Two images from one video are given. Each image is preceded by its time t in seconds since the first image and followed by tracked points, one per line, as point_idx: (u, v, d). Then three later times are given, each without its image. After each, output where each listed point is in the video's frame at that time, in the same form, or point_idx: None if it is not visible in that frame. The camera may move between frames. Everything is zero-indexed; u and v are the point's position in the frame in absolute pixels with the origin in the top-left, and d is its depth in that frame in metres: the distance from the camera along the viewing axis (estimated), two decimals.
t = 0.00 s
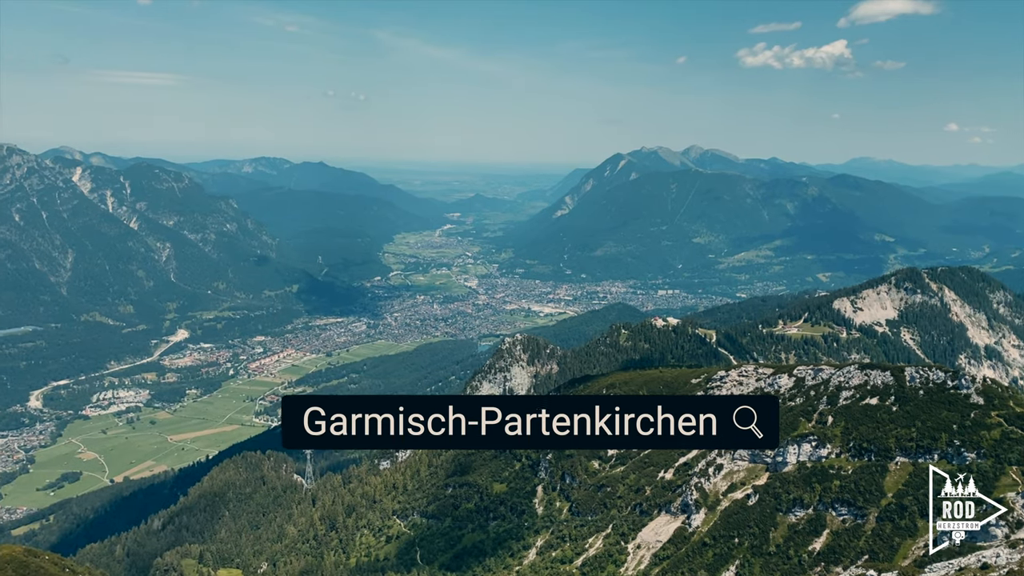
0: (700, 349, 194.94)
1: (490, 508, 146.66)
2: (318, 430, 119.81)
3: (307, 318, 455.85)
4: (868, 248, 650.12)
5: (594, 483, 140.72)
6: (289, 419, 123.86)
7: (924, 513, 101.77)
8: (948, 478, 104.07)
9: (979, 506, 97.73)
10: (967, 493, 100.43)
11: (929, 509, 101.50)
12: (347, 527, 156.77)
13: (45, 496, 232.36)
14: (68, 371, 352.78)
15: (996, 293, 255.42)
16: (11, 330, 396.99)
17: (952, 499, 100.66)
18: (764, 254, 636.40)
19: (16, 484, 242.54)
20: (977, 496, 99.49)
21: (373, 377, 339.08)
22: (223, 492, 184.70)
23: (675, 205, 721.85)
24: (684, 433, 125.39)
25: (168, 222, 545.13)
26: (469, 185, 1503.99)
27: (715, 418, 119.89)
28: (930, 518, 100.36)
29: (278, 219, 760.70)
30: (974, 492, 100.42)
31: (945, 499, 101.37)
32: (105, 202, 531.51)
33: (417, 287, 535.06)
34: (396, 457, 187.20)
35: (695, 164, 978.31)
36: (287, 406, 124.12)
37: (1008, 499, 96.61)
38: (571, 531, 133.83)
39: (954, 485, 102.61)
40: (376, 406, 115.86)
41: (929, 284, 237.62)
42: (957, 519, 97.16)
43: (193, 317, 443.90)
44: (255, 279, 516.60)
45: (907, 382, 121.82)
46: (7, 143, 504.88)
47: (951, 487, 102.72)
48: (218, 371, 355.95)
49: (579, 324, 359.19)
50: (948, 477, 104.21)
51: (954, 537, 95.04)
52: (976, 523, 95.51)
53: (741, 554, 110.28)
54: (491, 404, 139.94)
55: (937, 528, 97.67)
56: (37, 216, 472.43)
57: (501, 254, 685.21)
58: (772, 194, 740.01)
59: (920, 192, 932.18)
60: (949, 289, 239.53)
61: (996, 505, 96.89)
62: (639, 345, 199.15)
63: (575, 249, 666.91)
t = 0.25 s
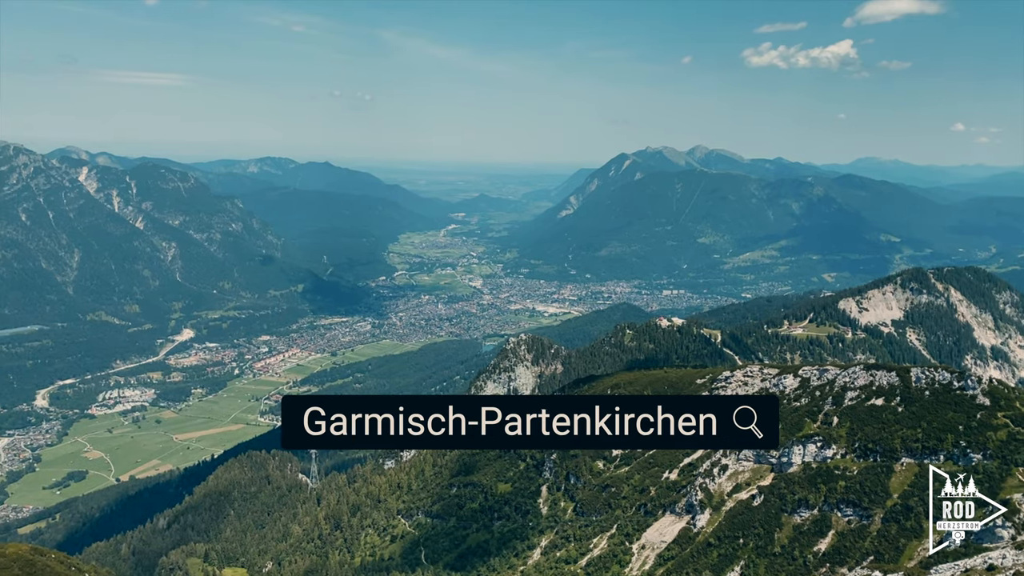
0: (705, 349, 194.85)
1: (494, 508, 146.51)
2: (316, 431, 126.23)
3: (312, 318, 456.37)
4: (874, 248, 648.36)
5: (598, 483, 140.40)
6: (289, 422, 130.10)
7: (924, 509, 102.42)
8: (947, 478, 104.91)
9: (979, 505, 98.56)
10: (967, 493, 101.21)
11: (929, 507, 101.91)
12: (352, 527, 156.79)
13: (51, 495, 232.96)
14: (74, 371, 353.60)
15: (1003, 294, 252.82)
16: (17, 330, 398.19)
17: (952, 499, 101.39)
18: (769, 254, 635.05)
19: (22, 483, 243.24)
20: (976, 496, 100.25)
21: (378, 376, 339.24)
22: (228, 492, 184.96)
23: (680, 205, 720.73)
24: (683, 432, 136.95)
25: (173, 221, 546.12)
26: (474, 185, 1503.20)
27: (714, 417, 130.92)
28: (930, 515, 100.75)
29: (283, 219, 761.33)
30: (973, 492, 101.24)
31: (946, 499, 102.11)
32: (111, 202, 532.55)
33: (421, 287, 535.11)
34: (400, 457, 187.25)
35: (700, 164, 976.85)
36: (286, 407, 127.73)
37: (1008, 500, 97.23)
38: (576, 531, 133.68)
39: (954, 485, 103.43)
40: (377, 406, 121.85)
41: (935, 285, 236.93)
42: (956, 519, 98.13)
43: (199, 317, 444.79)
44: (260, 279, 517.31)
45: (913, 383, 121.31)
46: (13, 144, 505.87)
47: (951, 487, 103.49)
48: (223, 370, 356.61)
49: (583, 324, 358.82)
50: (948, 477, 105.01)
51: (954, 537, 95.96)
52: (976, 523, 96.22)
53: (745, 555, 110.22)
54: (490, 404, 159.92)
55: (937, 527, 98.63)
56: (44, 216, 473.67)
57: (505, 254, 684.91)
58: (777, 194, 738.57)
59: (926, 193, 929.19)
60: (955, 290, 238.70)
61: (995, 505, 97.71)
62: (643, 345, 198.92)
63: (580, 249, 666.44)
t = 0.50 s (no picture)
0: (718, 351, 194.30)
1: (505, 508, 146.55)
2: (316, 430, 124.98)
3: (325, 317, 457.72)
4: (889, 249, 643.99)
5: (610, 484, 140.07)
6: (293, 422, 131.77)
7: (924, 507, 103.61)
8: (947, 478, 106.03)
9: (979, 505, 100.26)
10: (967, 493, 102.45)
11: (928, 504, 103.05)
12: (364, 526, 157.28)
13: (66, 492, 235.04)
14: (90, 369, 356.43)
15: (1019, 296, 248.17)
16: (34, 329, 402.00)
17: (952, 499, 102.92)
18: (782, 255, 632.11)
19: (38, 480, 245.32)
20: (977, 496, 101.56)
21: (390, 376, 340.04)
22: (241, 489, 185.85)
23: (693, 205, 718.59)
24: (684, 432, 134.72)
25: (188, 221, 549.42)
26: (487, 185, 1506.69)
27: (714, 417, 127.75)
28: (929, 516, 101.94)
29: (296, 219, 764.41)
30: (974, 492, 102.43)
31: (946, 499, 103.34)
32: (126, 202, 536.19)
33: (433, 287, 536.15)
34: (412, 456, 187.57)
35: (714, 165, 973.54)
36: (287, 407, 130.63)
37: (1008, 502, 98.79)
38: (587, 532, 133.57)
39: (954, 485, 104.63)
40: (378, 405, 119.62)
41: (950, 287, 235.12)
42: (955, 519, 99.94)
43: (213, 316, 447.24)
44: (274, 279, 519.40)
45: (927, 385, 120.36)
46: (30, 144, 510.14)
47: (950, 487, 104.74)
48: (237, 369, 358.54)
49: (595, 324, 358.40)
50: (948, 477, 106.24)
51: (954, 537, 98.30)
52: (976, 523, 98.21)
53: (757, 557, 109.67)
54: (488, 402, 157.90)
55: (936, 525, 100.57)
56: (60, 216, 477.87)
57: (518, 254, 684.83)
58: (791, 195, 735.04)
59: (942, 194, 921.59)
60: (971, 292, 236.69)
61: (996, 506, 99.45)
62: (656, 346, 198.36)
63: (593, 249, 665.75)
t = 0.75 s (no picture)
0: (740, 353, 192.93)
1: (525, 508, 146.19)
2: (317, 430, 128.12)
3: (346, 317, 459.60)
4: (915, 251, 636.18)
5: (630, 486, 139.29)
6: (285, 423, 129.68)
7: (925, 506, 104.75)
8: (947, 478, 106.96)
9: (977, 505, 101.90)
10: (967, 493, 103.87)
11: (928, 505, 104.24)
12: (384, 524, 157.61)
13: (91, 488, 237.75)
14: (115, 366, 360.56)
15: None
16: (61, 327, 407.54)
17: (951, 499, 104.16)
18: (806, 257, 626.60)
19: (64, 476, 248.40)
20: (978, 497, 102.95)
21: (410, 376, 340.98)
22: (263, 487, 186.72)
23: (715, 206, 714.11)
24: (683, 432, 135.29)
25: (212, 221, 554.22)
26: (508, 186, 1507.79)
27: (714, 417, 126.90)
28: (927, 514, 103.24)
29: (318, 219, 768.15)
30: (974, 492, 103.87)
31: (945, 499, 104.42)
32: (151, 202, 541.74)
33: (454, 287, 536.97)
34: (432, 456, 187.86)
35: (737, 165, 966.97)
36: (284, 407, 129.73)
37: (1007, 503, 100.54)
38: (607, 534, 132.95)
39: (953, 485, 105.63)
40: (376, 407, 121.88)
41: (978, 289, 231.82)
42: (956, 518, 101.26)
43: (236, 315, 450.90)
44: (296, 278, 522.44)
45: (953, 389, 118.69)
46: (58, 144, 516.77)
47: (951, 486, 105.65)
48: (259, 368, 361.25)
49: (616, 325, 356.96)
50: (948, 477, 107.08)
51: (954, 536, 99.98)
52: (976, 523, 100.39)
53: (779, 561, 108.63)
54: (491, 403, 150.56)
55: (937, 525, 101.46)
56: (87, 215, 484.01)
57: (538, 255, 684.08)
58: (815, 196, 728.55)
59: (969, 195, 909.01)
60: (999, 295, 233.14)
61: (994, 504, 101.21)
62: (677, 347, 197.20)
63: (614, 250, 663.65)
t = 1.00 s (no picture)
0: (770, 356, 190.88)
1: (551, 509, 145.34)
2: (316, 430, 129.57)
3: (375, 316, 461.82)
4: (950, 253, 625.14)
5: (658, 489, 137.95)
6: (283, 424, 130.79)
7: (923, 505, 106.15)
8: (947, 477, 107.69)
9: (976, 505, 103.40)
10: (968, 493, 105.11)
11: (928, 504, 105.82)
12: (411, 523, 157.68)
13: (125, 483, 241.11)
14: (148, 364, 365.55)
15: None
16: (96, 324, 414.29)
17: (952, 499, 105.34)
18: (838, 259, 618.61)
19: (98, 470, 252.24)
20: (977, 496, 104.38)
21: (438, 375, 341.79)
22: (292, 484, 187.69)
23: (746, 207, 707.37)
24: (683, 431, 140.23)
25: (243, 221, 559.70)
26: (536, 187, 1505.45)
27: (714, 417, 130.58)
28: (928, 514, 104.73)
29: (348, 219, 772.93)
30: (974, 492, 105.16)
31: (946, 499, 105.78)
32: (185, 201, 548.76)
33: (482, 287, 537.72)
34: (459, 456, 187.80)
35: (768, 166, 957.14)
36: (284, 408, 131.34)
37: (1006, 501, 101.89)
38: (634, 536, 131.77)
39: (953, 485, 106.65)
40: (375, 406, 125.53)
41: (1015, 294, 227.16)
42: (955, 519, 102.78)
43: (267, 314, 454.82)
44: (326, 278, 525.88)
45: (990, 395, 115.96)
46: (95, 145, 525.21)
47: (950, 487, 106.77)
48: (289, 366, 364.07)
49: (644, 327, 354.79)
50: (948, 477, 107.62)
51: (954, 536, 101.43)
52: (976, 524, 101.89)
53: (809, 566, 107.15)
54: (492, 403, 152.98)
55: (936, 525, 103.34)
56: (122, 215, 491.78)
57: (566, 255, 682.67)
58: (848, 197, 719.00)
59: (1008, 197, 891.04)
60: None
61: (994, 504, 102.69)
62: (706, 350, 195.37)
63: (643, 252, 660.47)
